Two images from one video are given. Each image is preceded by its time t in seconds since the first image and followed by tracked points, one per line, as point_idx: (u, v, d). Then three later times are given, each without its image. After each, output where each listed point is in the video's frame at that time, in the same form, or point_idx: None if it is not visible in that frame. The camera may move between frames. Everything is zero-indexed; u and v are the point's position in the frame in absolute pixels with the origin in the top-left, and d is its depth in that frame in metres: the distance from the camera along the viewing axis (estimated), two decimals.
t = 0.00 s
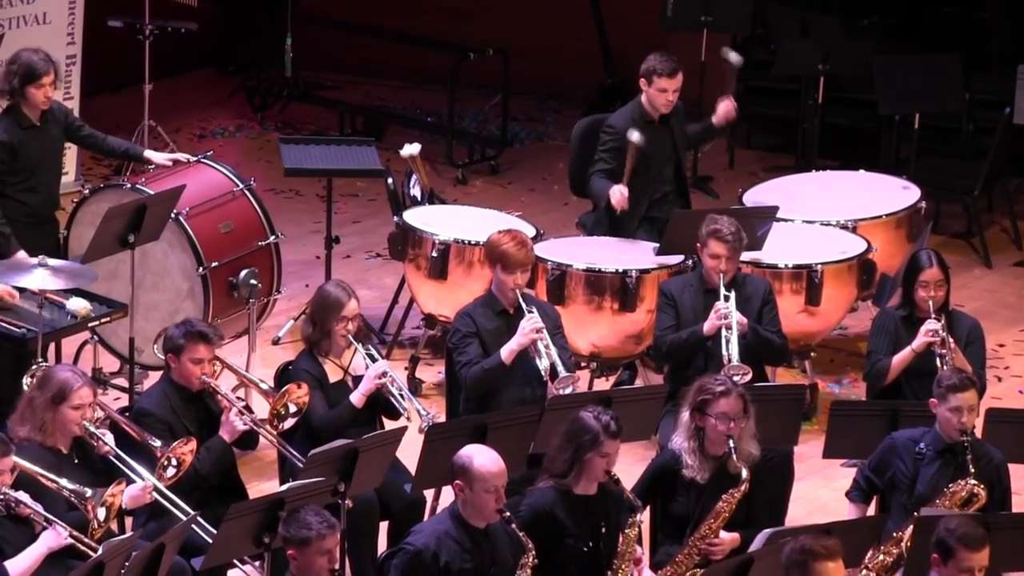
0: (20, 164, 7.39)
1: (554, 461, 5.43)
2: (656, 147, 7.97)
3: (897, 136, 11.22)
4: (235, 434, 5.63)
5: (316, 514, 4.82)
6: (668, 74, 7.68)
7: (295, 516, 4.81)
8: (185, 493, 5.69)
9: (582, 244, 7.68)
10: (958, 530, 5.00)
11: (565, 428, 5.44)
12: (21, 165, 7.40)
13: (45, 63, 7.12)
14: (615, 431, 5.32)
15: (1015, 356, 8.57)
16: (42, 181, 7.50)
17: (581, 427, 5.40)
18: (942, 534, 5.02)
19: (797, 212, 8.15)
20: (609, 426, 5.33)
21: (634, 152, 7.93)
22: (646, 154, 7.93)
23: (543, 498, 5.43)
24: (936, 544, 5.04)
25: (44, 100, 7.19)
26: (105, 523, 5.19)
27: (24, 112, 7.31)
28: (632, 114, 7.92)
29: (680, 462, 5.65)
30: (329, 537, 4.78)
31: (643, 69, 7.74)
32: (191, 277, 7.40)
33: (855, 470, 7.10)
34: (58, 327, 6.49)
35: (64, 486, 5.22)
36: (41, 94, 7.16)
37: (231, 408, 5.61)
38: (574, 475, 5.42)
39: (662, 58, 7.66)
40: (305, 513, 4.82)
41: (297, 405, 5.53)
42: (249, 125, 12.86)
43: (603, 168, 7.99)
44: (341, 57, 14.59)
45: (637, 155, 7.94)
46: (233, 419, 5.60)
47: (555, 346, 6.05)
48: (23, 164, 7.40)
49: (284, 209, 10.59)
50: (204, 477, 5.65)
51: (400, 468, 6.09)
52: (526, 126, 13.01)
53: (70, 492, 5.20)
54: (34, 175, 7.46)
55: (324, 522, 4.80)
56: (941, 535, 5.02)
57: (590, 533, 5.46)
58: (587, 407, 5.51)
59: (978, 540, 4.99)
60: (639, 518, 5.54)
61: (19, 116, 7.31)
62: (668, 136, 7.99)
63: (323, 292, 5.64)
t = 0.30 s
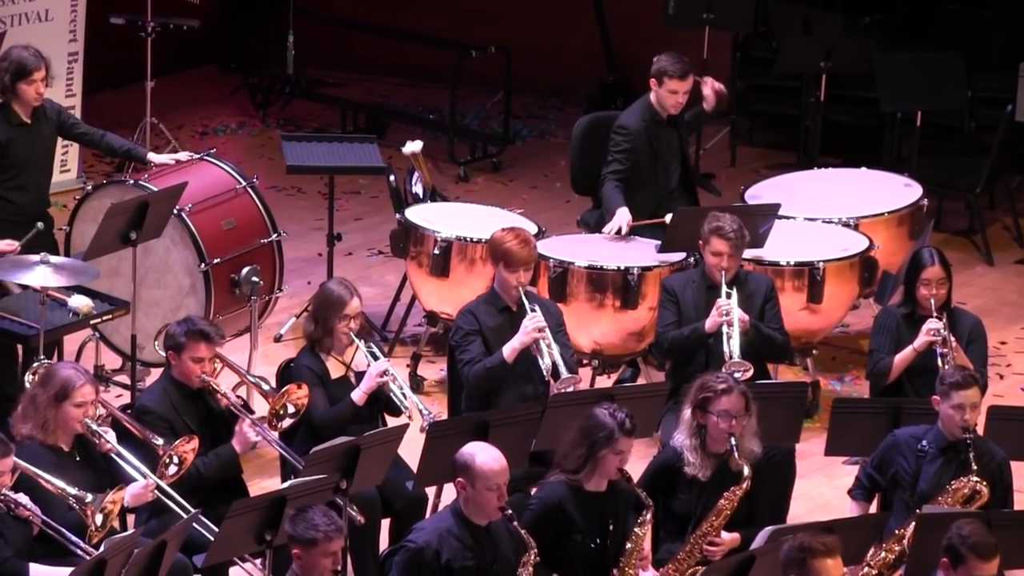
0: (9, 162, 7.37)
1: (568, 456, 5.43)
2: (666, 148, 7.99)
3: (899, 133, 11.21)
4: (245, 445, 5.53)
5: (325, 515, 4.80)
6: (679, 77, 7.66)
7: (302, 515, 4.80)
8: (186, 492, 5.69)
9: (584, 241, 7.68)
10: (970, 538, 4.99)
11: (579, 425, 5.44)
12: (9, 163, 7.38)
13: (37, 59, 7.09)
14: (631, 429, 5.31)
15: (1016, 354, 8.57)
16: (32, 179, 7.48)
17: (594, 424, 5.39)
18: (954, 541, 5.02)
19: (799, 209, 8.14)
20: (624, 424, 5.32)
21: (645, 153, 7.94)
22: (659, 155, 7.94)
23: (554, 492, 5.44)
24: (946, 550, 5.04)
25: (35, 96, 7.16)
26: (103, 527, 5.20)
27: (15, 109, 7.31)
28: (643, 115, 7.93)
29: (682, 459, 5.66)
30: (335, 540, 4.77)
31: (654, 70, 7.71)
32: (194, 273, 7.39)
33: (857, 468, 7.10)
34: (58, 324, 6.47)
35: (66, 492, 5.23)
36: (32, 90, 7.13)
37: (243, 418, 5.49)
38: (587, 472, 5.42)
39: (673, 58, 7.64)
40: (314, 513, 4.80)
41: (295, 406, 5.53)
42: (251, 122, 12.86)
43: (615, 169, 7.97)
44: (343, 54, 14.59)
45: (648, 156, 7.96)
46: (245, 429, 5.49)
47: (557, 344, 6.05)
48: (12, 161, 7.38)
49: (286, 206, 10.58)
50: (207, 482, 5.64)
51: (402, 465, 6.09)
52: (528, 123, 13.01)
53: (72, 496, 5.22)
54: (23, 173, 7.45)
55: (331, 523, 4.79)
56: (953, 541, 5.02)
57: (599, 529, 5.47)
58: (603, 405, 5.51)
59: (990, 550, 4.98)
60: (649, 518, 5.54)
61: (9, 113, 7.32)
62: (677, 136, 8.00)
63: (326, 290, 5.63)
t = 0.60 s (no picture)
0: (8, 159, 7.35)
1: (574, 455, 5.45)
2: (671, 147, 7.98)
3: (903, 132, 11.20)
4: (242, 433, 5.55)
5: (333, 517, 4.81)
6: (686, 76, 7.66)
7: (312, 517, 4.81)
8: (190, 490, 5.68)
9: (588, 239, 7.68)
10: (974, 536, 4.98)
11: (586, 424, 5.47)
12: (8, 160, 7.36)
13: (41, 58, 7.08)
14: (637, 426, 5.36)
15: (1021, 353, 8.56)
16: (31, 177, 7.46)
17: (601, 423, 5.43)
18: (956, 539, 5.01)
19: (803, 208, 8.14)
20: (630, 421, 5.37)
21: (651, 153, 7.93)
22: (666, 155, 7.94)
23: (561, 490, 5.44)
24: (949, 548, 5.03)
25: (38, 94, 7.15)
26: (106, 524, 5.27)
27: (17, 107, 7.31)
28: (649, 113, 7.91)
29: (686, 458, 5.66)
30: (344, 542, 4.77)
31: (661, 69, 7.72)
32: (198, 271, 7.39)
33: (861, 466, 7.10)
34: (63, 322, 6.46)
35: (69, 488, 5.27)
36: (36, 88, 7.12)
37: (239, 408, 5.52)
38: (594, 471, 5.43)
39: (680, 58, 7.65)
40: (323, 513, 4.81)
41: (300, 401, 5.55)
42: (255, 121, 12.86)
43: (622, 168, 7.93)
44: (347, 52, 14.59)
45: (654, 155, 7.95)
46: (242, 419, 5.51)
47: (560, 343, 6.05)
48: (11, 158, 7.37)
49: (290, 205, 10.59)
50: (211, 476, 5.63)
51: (405, 463, 6.09)
52: (533, 122, 13.01)
53: (75, 493, 5.26)
54: (22, 171, 7.42)
55: (340, 526, 4.79)
56: (956, 539, 5.01)
57: (604, 528, 5.49)
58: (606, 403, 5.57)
59: (994, 548, 4.97)
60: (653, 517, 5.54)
61: (10, 110, 7.31)
62: (682, 136, 8.00)
63: (330, 288, 5.63)
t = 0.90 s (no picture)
0: (19, 144, 7.36)
1: (576, 444, 5.53)
2: (681, 133, 7.98)
3: (914, 118, 11.17)
4: (249, 415, 5.61)
5: (341, 501, 4.76)
6: (696, 60, 7.64)
7: (319, 503, 4.77)
8: (201, 474, 5.69)
9: (599, 226, 7.69)
10: (977, 516, 4.99)
11: (586, 411, 5.53)
12: (19, 146, 7.37)
13: (62, 52, 7.12)
14: (637, 413, 5.42)
15: None
16: (41, 163, 7.46)
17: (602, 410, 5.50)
18: (960, 520, 5.02)
19: (814, 195, 8.13)
20: (630, 408, 5.43)
21: (661, 138, 7.94)
22: (676, 142, 7.95)
23: (563, 480, 5.51)
24: (954, 529, 5.05)
25: (54, 86, 7.20)
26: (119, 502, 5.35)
27: (29, 94, 7.28)
28: (660, 100, 7.89)
29: (697, 444, 5.67)
30: (353, 526, 4.73)
31: (671, 55, 7.70)
32: (209, 257, 7.40)
33: (871, 453, 7.10)
34: (74, 308, 6.47)
35: (76, 466, 5.33)
36: (54, 81, 7.15)
37: (244, 389, 5.58)
38: (596, 459, 5.50)
39: (690, 44, 7.63)
40: (331, 499, 4.77)
41: (310, 385, 5.55)
42: (267, 107, 12.86)
43: (632, 154, 7.93)
44: (358, 39, 14.58)
45: (664, 141, 7.96)
46: (249, 400, 5.56)
47: (570, 330, 6.05)
48: (24, 145, 7.37)
49: (301, 191, 10.59)
50: (221, 459, 5.62)
51: (416, 450, 6.09)
52: (544, 109, 12.99)
53: (84, 472, 5.32)
54: (33, 157, 7.43)
55: (348, 510, 4.75)
56: (960, 520, 5.02)
57: (609, 514, 5.57)
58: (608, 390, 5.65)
59: (998, 529, 4.99)
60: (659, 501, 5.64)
61: (24, 96, 7.30)
62: (692, 122, 7.99)
63: (341, 274, 5.61)
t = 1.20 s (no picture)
0: (41, 124, 7.36)
1: (591, 419, 5.56)
2: (700, 107, 7.94)
3: (934, 94, 11.12)
4: (269, 390, 5.65)
5: (356, 473, 4.74)
6: (715, 34, 7.63)
7: (334, 475, 4.76)
8: (221, 449, 5.69)
9: (619, 200, 7.67)
10: (993, 490, 4.99)
11: (600, 387, 5.57)
12: (41, 124, 7.38)
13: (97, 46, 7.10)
14: (649, 388, 5.43)
15: None
16: (61, 140, 7.49)
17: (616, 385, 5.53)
18: (976, 493, 5.02)
19: (834, 169, 8.11)
20: (644, 383, 5.43)
21: (679, 112, 7.92)
22: (695, 116, 7.91)
23: (578, 456, 5.54)
24: (970, 503, 5.05)
25: (82, 75, 7.23)
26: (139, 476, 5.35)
27: (55, 76, 7.27)
28: (679, 73, 7.87)
29: (716, 420, 5.66)
30: (368, 497, 4.72)
31: (690, 28, 7.70)
32: (229, 231, 7.40)
33: (891, 428, 7.09)
34: (94, 283, 6.49)
35: (96, 439, 5.34)
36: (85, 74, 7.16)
37: (265, 364, 5.63)
38: (611, 435, 5.54)
39: (709, 17, 7.63)
40: (345, 472, 4.75)
41: (331, 363, 5.58)
42: (286, 82, 12.84)
43: (650, 128, 7.95)
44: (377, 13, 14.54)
45: (682, 115, 7.93)
46: (268, 374, 5.62)
47: (590, 306, 6.04)
48: (46, 123, 7.39)
49: (322, 166, 10.58)
50: (240, 435, 5.64)
51: (436, 424, 6.10)
52: (563, 83, 12.96)
53: (102, 445, 5.32)
54: (54, 135, 7.44)
55: (363, 482, 4.74)
56: (975, 494, 5.02)
57: (625, 489, 5.59)
58: (621, 365, 5.65)
59: (1013, 501, 4.99)
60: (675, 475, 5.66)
61: (49, 76, 7.29)
62: (712, 97, 7.94)
63: (361, 249, 5.60)
